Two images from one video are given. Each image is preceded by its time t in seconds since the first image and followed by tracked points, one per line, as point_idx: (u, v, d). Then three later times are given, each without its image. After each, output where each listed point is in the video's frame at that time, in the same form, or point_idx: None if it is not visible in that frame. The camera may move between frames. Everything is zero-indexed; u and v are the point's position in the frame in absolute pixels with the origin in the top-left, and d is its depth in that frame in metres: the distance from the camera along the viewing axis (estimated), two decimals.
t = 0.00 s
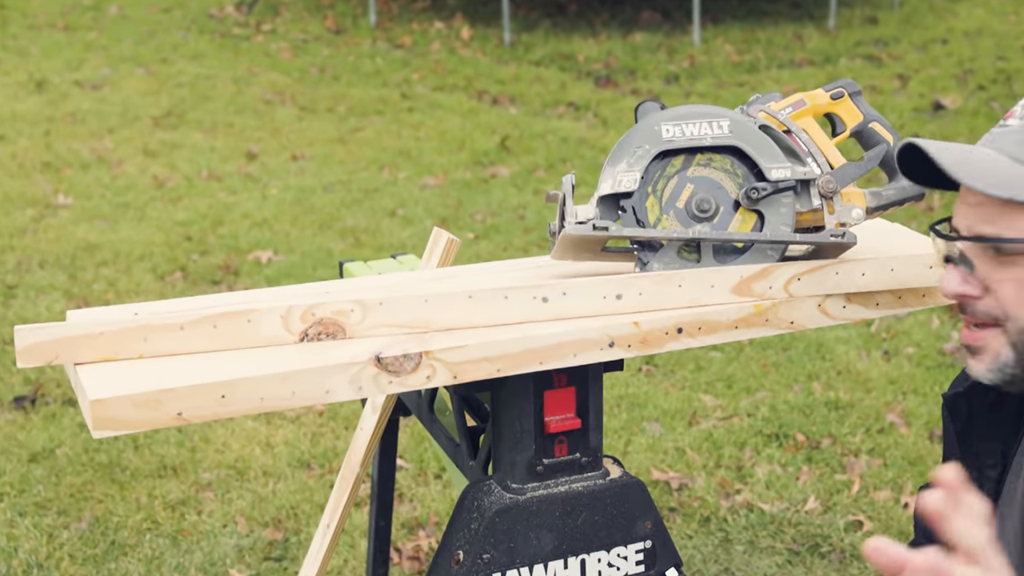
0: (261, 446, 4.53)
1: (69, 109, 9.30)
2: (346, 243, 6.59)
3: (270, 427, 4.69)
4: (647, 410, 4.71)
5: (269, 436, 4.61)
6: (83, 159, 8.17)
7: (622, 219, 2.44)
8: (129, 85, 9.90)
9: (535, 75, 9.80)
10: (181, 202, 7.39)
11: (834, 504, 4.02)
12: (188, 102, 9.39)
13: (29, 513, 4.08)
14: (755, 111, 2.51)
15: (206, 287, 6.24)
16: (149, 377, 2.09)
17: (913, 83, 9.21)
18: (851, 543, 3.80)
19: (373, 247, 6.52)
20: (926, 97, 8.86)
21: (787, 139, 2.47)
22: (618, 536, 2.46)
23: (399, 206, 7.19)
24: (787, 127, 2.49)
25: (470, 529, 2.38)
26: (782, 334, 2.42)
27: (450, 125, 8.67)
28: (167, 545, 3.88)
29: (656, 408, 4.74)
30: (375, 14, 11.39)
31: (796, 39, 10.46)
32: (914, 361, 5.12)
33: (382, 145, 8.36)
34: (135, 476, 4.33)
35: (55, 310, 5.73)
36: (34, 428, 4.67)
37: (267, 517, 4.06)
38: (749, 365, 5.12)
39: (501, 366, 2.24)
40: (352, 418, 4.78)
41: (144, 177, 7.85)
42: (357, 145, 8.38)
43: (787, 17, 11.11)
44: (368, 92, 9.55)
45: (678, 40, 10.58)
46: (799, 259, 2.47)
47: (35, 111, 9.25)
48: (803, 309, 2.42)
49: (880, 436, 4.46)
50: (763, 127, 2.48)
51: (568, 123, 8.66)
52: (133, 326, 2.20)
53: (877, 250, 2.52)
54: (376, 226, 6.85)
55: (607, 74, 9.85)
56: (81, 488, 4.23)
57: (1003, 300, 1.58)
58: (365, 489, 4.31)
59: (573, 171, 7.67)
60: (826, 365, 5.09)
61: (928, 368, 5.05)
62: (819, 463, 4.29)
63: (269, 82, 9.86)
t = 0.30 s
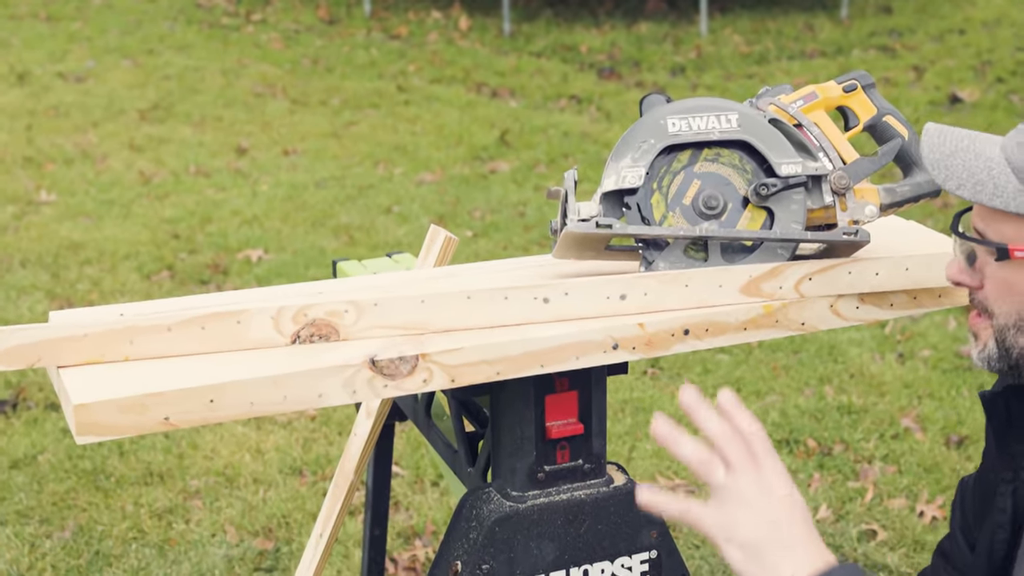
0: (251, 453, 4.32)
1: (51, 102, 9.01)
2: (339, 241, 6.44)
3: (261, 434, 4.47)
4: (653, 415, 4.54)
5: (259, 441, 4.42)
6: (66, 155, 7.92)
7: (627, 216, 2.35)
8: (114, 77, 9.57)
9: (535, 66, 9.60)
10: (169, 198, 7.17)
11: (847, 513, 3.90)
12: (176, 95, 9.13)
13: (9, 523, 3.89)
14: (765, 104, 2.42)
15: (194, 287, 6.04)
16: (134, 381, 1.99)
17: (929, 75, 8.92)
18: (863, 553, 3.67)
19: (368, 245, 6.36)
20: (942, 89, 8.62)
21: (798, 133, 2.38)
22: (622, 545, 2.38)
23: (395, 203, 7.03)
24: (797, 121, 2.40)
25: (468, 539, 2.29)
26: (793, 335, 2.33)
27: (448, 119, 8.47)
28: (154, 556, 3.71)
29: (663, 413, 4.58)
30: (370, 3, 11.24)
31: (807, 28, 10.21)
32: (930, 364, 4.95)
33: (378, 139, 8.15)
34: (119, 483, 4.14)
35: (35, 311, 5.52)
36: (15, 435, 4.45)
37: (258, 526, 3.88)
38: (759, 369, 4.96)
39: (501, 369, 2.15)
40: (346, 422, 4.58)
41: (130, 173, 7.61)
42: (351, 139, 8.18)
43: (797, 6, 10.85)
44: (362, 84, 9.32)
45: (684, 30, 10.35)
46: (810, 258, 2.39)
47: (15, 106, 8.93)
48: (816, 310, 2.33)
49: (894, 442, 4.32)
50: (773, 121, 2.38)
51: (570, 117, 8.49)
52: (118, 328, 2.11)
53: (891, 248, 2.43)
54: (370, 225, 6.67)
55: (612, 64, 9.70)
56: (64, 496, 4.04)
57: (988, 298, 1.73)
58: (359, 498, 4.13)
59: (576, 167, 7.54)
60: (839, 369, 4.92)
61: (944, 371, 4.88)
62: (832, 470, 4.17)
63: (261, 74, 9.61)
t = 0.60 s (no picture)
0: (241, 459, 4.21)
1: (34, 94, 8.86)
2: (333, 240, 6.35)
3: (251, 439, 4.35)
4: (657, 420, 4.40)
5: (249, 447, 4.30)
6: (49, 150, 7.80)
7: (631, 213, 2.26)
8: (99, 69, 9.42)
9: (536, 58, 9.51)
10: (155, 195, 7.07)
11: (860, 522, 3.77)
12: (163, 87, 9.01)
13: None
14: (775, 97, 2.33)
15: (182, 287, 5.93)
16: (120, 384, 1.90)
17: (944, 68, 8.57)
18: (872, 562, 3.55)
19: (362, 244, 6.27)
20: (958, 83, 8.26)
21: (809, 127, 2.29)
22: (626, 555, 2.29)
23: (390, 200, 6.93)
24: (808, 114, 2.31)
25: (467, 548, 2.20)
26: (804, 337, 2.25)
27: (445, 113, 8.38)
28: (141, 566, 3.61)
29: (667, 417, 4.41)
30: None
31: (819, 18, 10.05)
32: (945, 367, 4.78)
33: (372, 133, 8.06)
34: (105, 490, 4.01)
35: (18, 312, 5.42)
36: None
37: (249, 535, 3.77)
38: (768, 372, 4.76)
39: (501, 372, 2.07)
40: (339, 427, 4.45)
41: (115, 168, 7.50)
42: (345, 134, 8.07)
43: None
44: (356, 77, 9.22)
45: (691, 20, 10.26)
46: (821, 257, 2.30)
47: None
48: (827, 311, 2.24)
49: (908, 448, 4.18)
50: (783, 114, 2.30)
51: (573, 111, 8.41)
52: (103, 329, 2.02)
53: (905, 247, 2.34)
54: (365, 223, 6.58)
55: (615, 56, 9.59)
56: (47, 504, 3.92)
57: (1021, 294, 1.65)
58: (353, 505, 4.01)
59: (579, 162, 7.44)
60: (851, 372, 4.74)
61: (960, 374, 4.71)
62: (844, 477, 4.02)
63: (251, 65, 9.47)
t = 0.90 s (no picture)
0: (231, 465, 4.08)
1: (17, 87, 8.75)
2: (327, 238, 6.27)
3: (242, 444, 4.23)
4: (662, 425, 4.30)
5: (241, 453, 4.16)
6: (32, 145, 7.71)
7: (636, 211, 2.19)
8: (85, 62, 9.29)
9: (537, 49, 9.41)
10: (142, 191, 6.99)
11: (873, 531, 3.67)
12: (150, 80, 8.89)
13: None
14: (784, 90, 2.25)
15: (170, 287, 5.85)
16: (106, 388, 1.82)
17: (960, 60, 8.47)
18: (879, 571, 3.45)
19: (357, 243, 6.19)
20: (976, 75, 8.17)
21: (820, 121, 2.21)
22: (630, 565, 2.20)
23: (386, 196, 6.85)
24: (819, 108, 2.23)
25: (466, 558, 2.12)
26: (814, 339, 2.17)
27: (443, 106, 8.30)
28: None
29: (674, 422, 4.33)
30: None
31: (830, 9, 9.93)
32: (961, 370, 4.69)
33: (368, 128, 7.98)
34: (90, 498, 3.88)
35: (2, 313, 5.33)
36: None
37: (239, 544, 3.64)
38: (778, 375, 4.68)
39: (500, 375, 1.99)
40: (332, 432, 4.33)
41: (100, 164, 7.42)
42: (339, 129, 7.98)
43: None
44: (351, 69, 9.12)
45: (697, 11, 10.15)
46: (831, 256, 2.22)
47: None
48: (840, 312, 2.16)
49: (923, 454, 4.09)
50: (793, 108, 2.22)
51: (575, 104, 8.32)
52: (88, 330, 1.93)
53: (918, 246, 2.26)
54: (360, 220, 6.50)
55: (619, 47, 9.49)
56: (30, 512, 3.79)
57: None
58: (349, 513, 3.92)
59: (582, 158, 7.35)
60: (864, 375, 4.65)
61: (977, 377, 4.62)
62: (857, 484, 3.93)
63: (242, 57, 9.35)
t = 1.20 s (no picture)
0: (222, 471, 4.01)
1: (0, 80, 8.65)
2: (320, 237, 6.19)
3: (232, 450, 4.16)
4: (667, 430, 4.23)
5: (230, 458, 4.09)
6: (16, 140, 7.63)
7: (639, 208, 2.11)
8: (70, 52, 9.18)
9: (538, 41, 9.33)
10: (129, 187, 6.92)
11: (884, 539, 3.59)
12: (137, 71, 8.79)
13: None
14: (793, 83, 2.18)
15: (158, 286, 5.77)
16: (91, 391, 1.75)
17: (976, 51, 8.40)
18: None
19: (351, 241, 6.11)
20: (991, 67, 8.11)
21: (830, 115, 2.14)
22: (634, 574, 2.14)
23: (381, 193, 6.78)
24: (829, 102, 2.16)
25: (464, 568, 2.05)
26: (824, 341, 2.10)
27: (440, 99, 8.22)
28: None
29: (679, 427, 4.25)
30: None
31: None
32: (977, 373, 4.62)
33: (362, 122, 7.90)
34: (75, 505, 3.80)
35: None
36: None
37: (229, 553, 3.55)
38: (787, 378, 4.61)
39: (500, 379, 1.92)
40: (325, 437, 4.27)
41: (86, 160, 7.35)
42: (333, 123, 7.90)
43: None
44: (345, 61, 9.04)
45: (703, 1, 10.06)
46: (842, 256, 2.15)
47: None
48: (850, 312, 2.09)
49: (938, 459, 4.00)
50: (802, 102, 2.15)
51: (577, 98, 8.25)
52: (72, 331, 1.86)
53: (934, 244, 2.19)
54: (355, 218, 6.42)
55: (622, 39, 9.41)
56: (13, 520, 3.71)
57: None
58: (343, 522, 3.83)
59: (584, 153, 7.28)
60: (877, 378, 4.58)
61: (993, 380, 4.54)
62: (868, 491, 3.84)
63: (233, 48, 9.25)
